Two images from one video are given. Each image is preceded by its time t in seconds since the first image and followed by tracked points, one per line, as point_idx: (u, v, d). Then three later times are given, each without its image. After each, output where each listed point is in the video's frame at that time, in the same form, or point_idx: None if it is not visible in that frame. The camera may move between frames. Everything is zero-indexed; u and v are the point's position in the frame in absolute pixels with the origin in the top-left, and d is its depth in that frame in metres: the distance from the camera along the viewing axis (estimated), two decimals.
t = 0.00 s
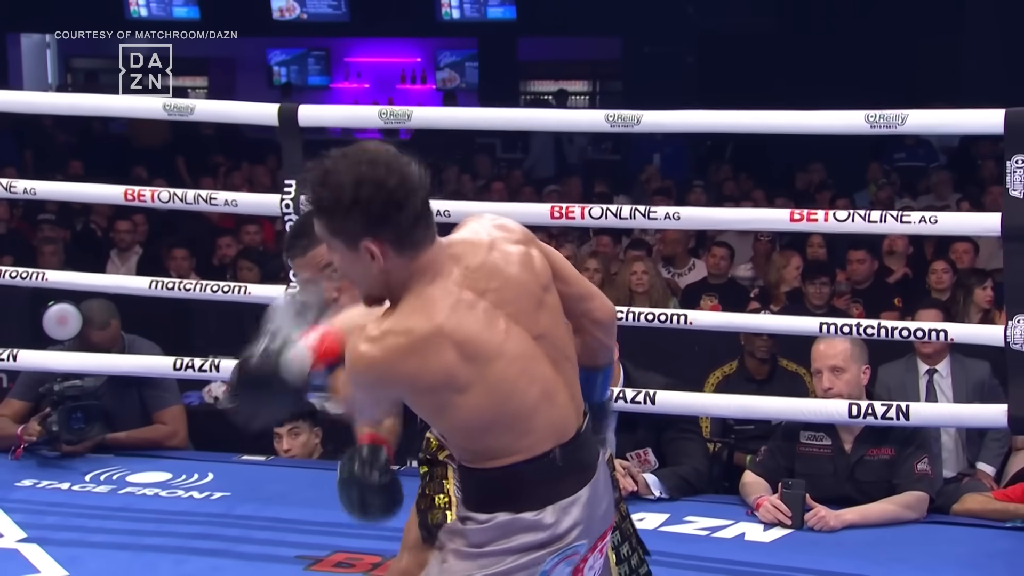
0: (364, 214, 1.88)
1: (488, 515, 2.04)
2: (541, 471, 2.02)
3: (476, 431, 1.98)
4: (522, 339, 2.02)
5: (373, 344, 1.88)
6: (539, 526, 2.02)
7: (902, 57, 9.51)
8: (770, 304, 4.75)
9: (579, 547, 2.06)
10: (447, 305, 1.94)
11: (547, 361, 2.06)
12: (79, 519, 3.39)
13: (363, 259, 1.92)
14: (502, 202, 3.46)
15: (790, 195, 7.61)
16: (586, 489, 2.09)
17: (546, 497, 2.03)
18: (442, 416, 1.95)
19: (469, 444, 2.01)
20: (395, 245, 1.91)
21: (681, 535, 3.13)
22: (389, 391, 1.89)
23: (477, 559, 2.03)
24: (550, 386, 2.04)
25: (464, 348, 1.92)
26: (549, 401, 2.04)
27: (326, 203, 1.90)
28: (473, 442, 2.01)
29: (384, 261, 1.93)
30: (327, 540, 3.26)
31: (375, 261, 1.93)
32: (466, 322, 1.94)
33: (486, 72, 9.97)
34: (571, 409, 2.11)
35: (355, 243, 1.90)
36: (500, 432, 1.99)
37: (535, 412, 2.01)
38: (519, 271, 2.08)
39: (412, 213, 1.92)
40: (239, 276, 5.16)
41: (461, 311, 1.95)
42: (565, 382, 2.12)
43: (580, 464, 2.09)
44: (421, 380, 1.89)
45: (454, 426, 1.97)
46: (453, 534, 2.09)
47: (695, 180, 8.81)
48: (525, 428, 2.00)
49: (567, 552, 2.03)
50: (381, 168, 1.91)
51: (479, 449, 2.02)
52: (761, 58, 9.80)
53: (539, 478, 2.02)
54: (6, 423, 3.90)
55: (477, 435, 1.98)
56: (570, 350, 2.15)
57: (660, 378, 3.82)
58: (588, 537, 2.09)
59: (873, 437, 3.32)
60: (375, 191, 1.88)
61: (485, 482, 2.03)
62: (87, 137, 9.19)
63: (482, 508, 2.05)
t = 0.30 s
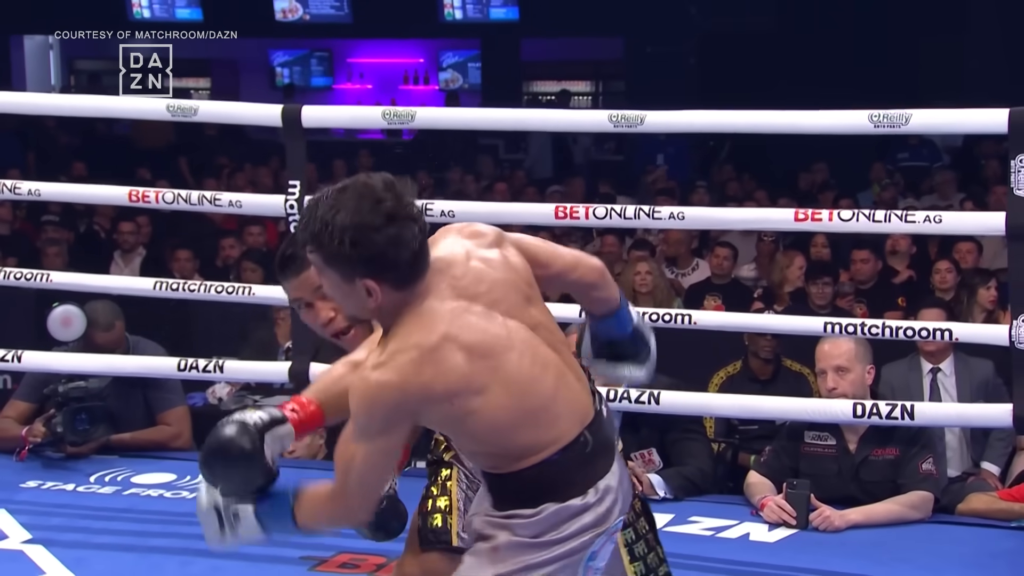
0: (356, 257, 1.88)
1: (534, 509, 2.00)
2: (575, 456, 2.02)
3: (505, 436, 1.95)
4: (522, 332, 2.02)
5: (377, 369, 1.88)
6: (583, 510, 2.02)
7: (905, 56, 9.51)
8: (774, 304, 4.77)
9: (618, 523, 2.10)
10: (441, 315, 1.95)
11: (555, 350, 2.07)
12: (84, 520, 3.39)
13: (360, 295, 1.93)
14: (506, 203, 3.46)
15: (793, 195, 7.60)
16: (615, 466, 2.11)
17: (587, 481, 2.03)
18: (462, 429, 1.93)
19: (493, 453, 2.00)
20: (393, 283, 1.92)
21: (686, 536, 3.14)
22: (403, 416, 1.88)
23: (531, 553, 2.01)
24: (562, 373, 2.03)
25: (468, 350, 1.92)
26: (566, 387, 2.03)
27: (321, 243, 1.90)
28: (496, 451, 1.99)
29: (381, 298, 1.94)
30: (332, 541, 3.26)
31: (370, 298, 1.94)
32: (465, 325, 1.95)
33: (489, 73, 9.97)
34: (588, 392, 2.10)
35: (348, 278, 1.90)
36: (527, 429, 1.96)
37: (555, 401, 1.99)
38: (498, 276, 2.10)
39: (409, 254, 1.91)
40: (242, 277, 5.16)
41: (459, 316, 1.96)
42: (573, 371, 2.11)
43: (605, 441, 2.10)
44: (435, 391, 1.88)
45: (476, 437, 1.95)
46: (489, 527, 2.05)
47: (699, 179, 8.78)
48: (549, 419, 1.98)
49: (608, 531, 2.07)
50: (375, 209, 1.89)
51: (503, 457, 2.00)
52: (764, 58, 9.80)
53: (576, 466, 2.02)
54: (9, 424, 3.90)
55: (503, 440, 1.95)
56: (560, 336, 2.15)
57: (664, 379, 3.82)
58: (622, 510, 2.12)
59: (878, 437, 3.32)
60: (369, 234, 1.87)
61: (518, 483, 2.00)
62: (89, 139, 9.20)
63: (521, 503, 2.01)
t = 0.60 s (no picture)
0: (343, 275, 1.86)
1: (568, 504, 2.04)
2: (600, 444, 2.07)
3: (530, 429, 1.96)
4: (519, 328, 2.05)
5: (400, 384, 1.82)
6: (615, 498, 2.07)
7: (909, 57, 9.51)
8: (779, 305, 4.77)
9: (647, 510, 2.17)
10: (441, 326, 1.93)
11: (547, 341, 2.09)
12: (91, 522, 3.39)
13: (341, 315, 1.91)
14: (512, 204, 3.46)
15: (799, 197, 7.60)
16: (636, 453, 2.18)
17: (616, 470, 2.09)
18: (489, 429, 1.91)
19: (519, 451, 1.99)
20: (375, 306, 1.89)
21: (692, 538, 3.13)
22: (446, 427, 1.82)
23: (571, 549, 2.05)
24: (562, 360, 2.06)
25: (479, 350, 1.91)
26: (570, 375, 2.05)
27: (306, 263, 1.89)
28: (517, 451, 1.99)
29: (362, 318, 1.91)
30: (338, 543, 3.27)
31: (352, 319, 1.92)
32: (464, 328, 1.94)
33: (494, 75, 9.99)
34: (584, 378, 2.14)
35: (329, 299, 1.89)
36: (548, 417, 1.98)
37: (563, 388, 2.01)
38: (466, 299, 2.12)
39: (397, 277, 1.89)
40: (248, 279, 5.17)
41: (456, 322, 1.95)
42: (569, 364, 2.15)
43: (621, 430, 2.16)
44: (465, 393, 1.86)
45: (502, 437, 1.94)
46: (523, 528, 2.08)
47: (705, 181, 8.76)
48: (563, 406, 2.00)
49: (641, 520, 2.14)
50: (360, 228, 1.88)
51: (525, 455, 2.00)
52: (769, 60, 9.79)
53: (604, 454, 2.07)
54: (15, 426, 3.90)
55: (528, 434, 1.95)
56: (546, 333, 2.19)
57: (670, 380, 3.83)
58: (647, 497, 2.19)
59: (884, 439, 3.33)
60: (356, 253, 1.86)
61: (548, 482, 2.03)
62: (95, 141, 9.21)
63: (553, 499, 2.04)
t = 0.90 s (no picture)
0: (307, 295, 2.07)
1: (593, 508, 2.23)
2: (622, 449, 2.27)
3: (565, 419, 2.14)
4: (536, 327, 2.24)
5: (449, 376, 1.98)
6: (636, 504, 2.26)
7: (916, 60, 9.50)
8: (787, 309, 4.74)
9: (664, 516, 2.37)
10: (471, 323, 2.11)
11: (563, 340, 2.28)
12: (100, 526, 3.40)
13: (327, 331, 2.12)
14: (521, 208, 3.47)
15: (807, 200, 7.58)
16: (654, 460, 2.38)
17: (637, 476, 2.29)
18: (529, 417, 2.09)
19: (558, 439, 2.17)
20: (348, 319, 2.09)
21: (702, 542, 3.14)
22: (503, 414, 1.99)
23: (596, 552, 2.22)
24: (580, 358, 2.26)
25: (510, 344, 2.09)
26: (586, 370, 2.25)
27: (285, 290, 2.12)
28: (547, 442, 2.18)
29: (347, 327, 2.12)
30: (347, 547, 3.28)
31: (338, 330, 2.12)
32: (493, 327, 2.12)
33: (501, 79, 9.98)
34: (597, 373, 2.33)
35: (309, 318, 2.11)
36: (577, 408, 2.16)
37: (584, 381, 2.20)
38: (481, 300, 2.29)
39: (360, 282, 2.07)
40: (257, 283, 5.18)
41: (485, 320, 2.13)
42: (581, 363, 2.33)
43: (640, 436, 2.36)
44: (509, 383, 2.04)
45: (538, 425, 2.12)
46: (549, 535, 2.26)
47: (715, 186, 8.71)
48: (588, 398, 2.19)
49: (659, 524, 2.33)
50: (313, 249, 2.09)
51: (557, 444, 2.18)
52: (776, 63, 9.78)
53: (625, 457, 2.27)
54: (25, 430, 3.90)
55: (560, 421, 2.14)
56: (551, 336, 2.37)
57: (678, 383, 3.83)
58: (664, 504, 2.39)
59: (894, 443, 3.34)
60: (310, 269, 2.07)
61: (575, 483, 2.23)
62: (102, 145, 9.21)
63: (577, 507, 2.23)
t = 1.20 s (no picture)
0: (322, 281, 2.06)
1: (600, 517, 2.15)
2: (636, 458, 2.19)
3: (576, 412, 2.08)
4: (565, 324, 2.19)
5: (456, 346, 1.97)
6: (647, 516, 2.17)
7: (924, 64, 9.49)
8: (796, 314, 4.75)
9: (679, 533, 2.25)
10: (488, 301, 2.08)
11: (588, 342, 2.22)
12: (110, 531, 3.40)
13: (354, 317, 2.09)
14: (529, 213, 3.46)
15: (816, 205, 7.58)
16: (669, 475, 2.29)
17: (648, 488, 2.19)
18: (536, 402, 2.04)
19: (565, 438, 2.10)
20: (366, 301, 2.05)
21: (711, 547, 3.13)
22: (506, 389, 1.96)
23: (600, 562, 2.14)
24: (602, 359, 2.20)
25: (528, 327, 2.05)
26: (607, 369, 2.18)
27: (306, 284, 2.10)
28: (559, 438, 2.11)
29: (373, 309, 2.08)
30: (356, 552, 3.28)
31: (365, 314, 2.08)
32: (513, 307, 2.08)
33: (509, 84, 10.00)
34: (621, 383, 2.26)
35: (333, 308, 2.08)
36: (590, 406, 2.09)
37: (601, 378, 2.14)
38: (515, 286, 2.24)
39: (367, 261, 2.04)
40: (265, 288, 5.19)
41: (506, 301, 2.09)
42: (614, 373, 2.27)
43: (659, 452, 2.27)
44: (515, 362, 1.99)
45: (549, 414, 2.07)
46: (551, 544, 2.18)
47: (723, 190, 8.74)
48: (605, 395, 2.13)
49: (672, 541, 2.21)
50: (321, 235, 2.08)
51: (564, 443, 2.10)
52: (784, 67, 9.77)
53: (636, 465, 2.18)
54: (34, 435, 3.91)
55: (573, 414, 2.07)
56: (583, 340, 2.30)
57: (687, 389, 3.83)
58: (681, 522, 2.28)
59: (904, 449, 3.34)
60: (319, 256, 2.06)
61: (580, 487, 2.15)
62: (111, 151, 9.24)
63: (584, 515, 2.16)
